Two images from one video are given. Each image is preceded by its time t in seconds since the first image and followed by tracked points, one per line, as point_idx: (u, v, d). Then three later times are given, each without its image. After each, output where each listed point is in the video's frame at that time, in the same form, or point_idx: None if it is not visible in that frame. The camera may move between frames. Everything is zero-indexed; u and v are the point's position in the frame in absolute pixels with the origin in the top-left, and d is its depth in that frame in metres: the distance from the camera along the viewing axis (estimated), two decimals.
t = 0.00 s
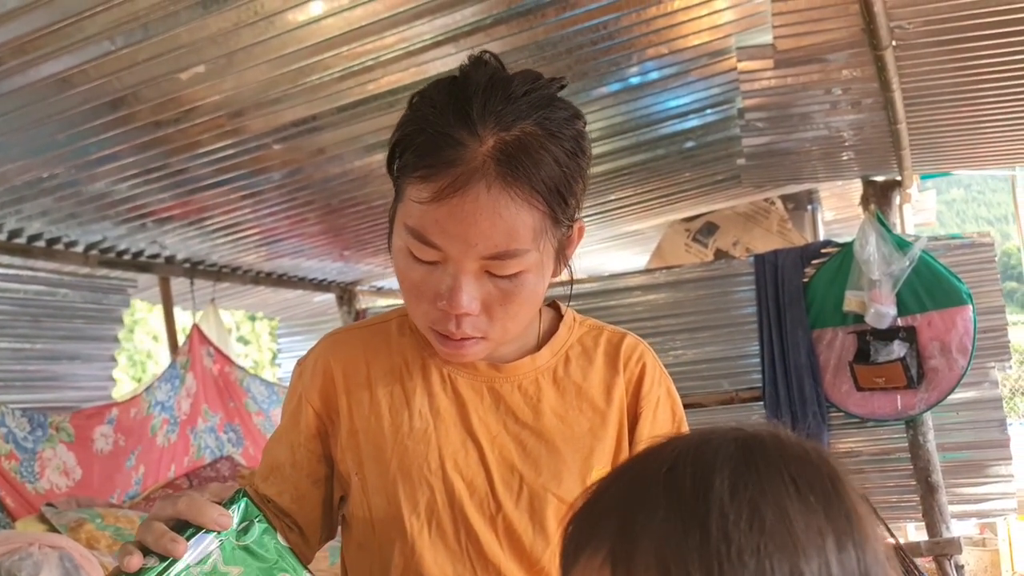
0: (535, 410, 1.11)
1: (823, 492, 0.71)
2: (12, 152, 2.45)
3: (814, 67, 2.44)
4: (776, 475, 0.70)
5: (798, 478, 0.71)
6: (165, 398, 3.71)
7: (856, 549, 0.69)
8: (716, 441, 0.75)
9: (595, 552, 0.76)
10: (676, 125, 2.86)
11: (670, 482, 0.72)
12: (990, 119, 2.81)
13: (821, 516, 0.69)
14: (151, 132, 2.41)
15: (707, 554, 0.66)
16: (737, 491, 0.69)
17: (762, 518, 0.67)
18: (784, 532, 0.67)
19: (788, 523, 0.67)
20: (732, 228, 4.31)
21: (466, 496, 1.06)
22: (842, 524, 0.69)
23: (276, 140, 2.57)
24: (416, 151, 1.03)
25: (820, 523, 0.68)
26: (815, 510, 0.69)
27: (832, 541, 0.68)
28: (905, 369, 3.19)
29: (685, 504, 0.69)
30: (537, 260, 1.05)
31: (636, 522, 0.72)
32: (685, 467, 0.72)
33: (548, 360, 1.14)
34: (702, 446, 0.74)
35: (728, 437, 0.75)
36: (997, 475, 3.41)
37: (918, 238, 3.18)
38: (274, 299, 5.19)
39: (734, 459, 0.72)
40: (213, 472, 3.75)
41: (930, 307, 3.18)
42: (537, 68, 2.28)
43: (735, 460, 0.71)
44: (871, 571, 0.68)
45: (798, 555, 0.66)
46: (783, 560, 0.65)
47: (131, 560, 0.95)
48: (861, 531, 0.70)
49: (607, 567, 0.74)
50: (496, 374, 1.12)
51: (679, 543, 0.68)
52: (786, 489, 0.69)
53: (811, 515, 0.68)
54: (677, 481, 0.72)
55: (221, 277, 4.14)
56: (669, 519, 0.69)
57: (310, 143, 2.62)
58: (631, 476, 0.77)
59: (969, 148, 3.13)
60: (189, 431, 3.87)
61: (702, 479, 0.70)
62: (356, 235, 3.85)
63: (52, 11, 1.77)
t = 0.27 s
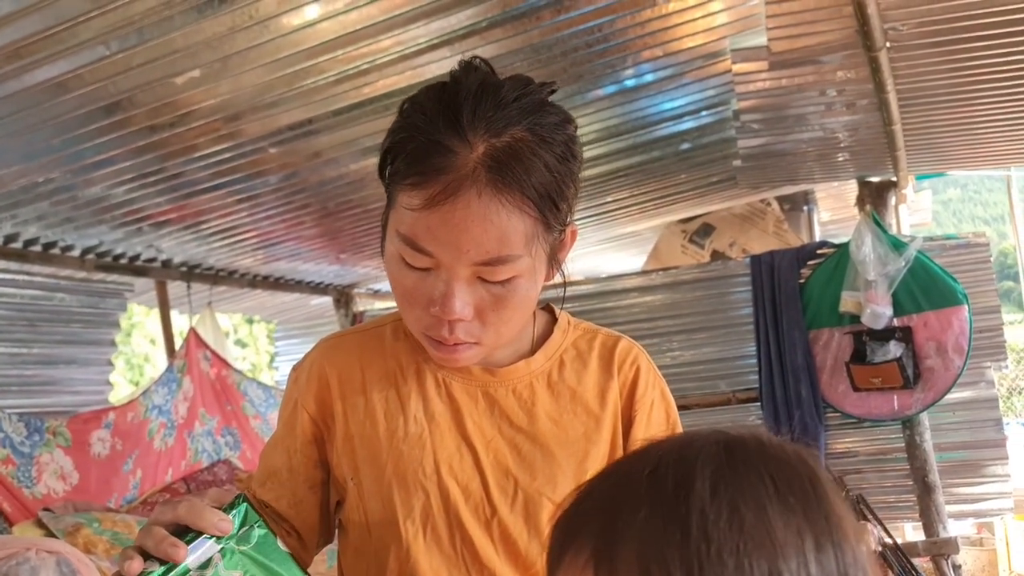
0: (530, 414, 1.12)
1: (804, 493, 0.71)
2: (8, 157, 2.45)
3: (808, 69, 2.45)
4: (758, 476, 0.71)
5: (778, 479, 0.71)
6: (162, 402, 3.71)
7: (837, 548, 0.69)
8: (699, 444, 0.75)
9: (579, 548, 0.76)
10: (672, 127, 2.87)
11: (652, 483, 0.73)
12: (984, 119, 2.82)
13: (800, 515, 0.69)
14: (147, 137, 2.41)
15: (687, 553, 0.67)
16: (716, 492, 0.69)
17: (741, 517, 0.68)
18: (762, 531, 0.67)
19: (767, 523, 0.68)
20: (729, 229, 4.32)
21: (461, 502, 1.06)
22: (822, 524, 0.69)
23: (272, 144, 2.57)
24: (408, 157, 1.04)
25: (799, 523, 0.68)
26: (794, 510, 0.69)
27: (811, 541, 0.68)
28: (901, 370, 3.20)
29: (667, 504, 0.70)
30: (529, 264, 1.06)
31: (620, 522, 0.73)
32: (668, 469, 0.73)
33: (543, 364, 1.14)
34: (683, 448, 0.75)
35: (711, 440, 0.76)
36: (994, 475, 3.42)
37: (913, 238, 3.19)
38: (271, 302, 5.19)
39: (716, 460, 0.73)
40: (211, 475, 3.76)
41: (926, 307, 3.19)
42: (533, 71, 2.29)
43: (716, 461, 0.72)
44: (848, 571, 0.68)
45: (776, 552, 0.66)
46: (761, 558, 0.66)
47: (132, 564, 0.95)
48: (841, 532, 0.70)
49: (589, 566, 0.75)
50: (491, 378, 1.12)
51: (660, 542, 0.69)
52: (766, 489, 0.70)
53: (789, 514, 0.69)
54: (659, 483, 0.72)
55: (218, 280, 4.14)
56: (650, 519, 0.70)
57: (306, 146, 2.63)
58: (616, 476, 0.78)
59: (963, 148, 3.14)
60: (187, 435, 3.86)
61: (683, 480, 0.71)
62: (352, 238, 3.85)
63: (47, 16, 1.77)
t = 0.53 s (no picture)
0: (524, 415, 1.12)
1: (806, 496, 0.72)
2: (4, 161, 2.45)
3: (802, 70, 2.46)
4: (762, 476, 0.72)
5: (782, 481, 0.72)
6: (159, 405, 3.71)
7: (835, 552, 0.70)
8: (703, 441, 0.76)
9: (580, 535, 0.76)
10: (667, 128, 2.88)
11: (656, 477, 0.73)
12: (978, 120, 2.83)
13: (802, 518, 0.70)
14: (143, 140, 2.41)
15: (689, 548, 0.67)
16: (722, 490, 0.70)
17: (745, 516, 0.68)
18: (766, 532, 0.68)
19: (770, 524, 0.68)
20: (724, 230, 4.33)
21: (456, 503, 1.07)
22: (822, 528, 0.70)
23: (268, 147, 2.57)
24: (399, 160, 1.04)
25: (801, 526, 0.69)
26: (797, 512, 0.70)
27: (812, 544, 0.69)
28: (897, 369, 3.21)
29: (671, 499, 0.70)
30: (520, 266, 1.07)
31: (619, 515, 0.73)
32: (672, 464, 0.73)
33: (537, 365, 1.15)
34: (687, 444, 0.76)
35: (717, 438, 0.76)
36: (990, 474, 3.43)
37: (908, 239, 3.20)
38: (268, 304, 5.19)
39: (721, 459, 0.73)
40: (209, 477, 3.76)
41: (921, 307, 3.19)
42: (528, 73, 2.29)
43: (721, 459, 0.73)
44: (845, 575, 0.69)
45: (778, 554, 0.67)
46: (764, 558, 0.66)
47: (131, 566, 0.95)
48: (840, 538, 0.71)
49: (589, 559, 0.74)
50: (485, 380, 1.13)
51: (663, 536, 0.69)
52: (770, 491, 0.71)
53: (792, 516, 0.70)
54: (663, 477, 0.73)
55: (214, 283, 4.14)
56: (655, 512, 0.70)
57: (302, 149, 2.63)
58: (619, 468, 0.78)
59: (957, 148, 3.15)
60: (184, 437, 3.87)
61: (688, 477, 0.71)
62: (349, 240, 3.85)
63: (43, 20, 1.78)
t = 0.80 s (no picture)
0: (519, 419, 1.13)
1: (816, 505, 0.72)
2: (3, 167, 2.46)
3: (798, 75, 2.47)
4: (775, 480, 0.72)
5: (796, 487, 0.72)
6: (157, 409, 3.71)
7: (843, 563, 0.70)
8: (720, 443, 0.76)
9: (590, 523, 0.78)
10: (664, 133, 2.89)
11: (671, 473, 0.73)
12: (974, 124, 2.85)
13: (812, 526, 0.70)
14: (142, 145, 2.42)
15: (699, 543, 0.67)
16: (734, 490, 0.70)
17: (756, 517, 0.68)
18: (776, 535, 0.68)
19: (780, 527, 0.69)
20: (722, 234, 4.35)
21: (452, 508, 1.07)
22: (830, 539, 0.71)
23: (266, 152, 2.58)
24: (390, 154, 1.06)
25: (809, 534, 0.70)
26: (807, 519, 0.70)
27: (818, 552, 0.69)
28: (894, 372, 3.22)
29: (683, 496, 0.71)
30: (510, 260, 1.06)
31: (630, 510, 0.74)
32: (686, 463, 0.74)
33: (531, 369, 1.16)
34: (703, 446, 0.76)
35: (735, 442, 0.77)
36: (987, 476, 3.44)
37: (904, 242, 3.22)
38: (266, 309, 5.20)
39: (736, 460, 0.73)
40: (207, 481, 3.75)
41: (918, 310, 3.21)
42: (525, 79, 2.30)
43: (735, 461, 0.73)
44: None
45: (787, 557, 0.67)
46: (773, 561, 0.66)
47: (145, 569, 0.95)
48: (847, 551, 0.71)
49: (596, 545, 0.76)
50: (479, 385, 1.14)
51: (673, 530, 0.69)
52: (783, 495, 0.71)
53: (802, 522, 0.70)
54: (676, 475, 0.73)
55: (213, 288, 4.15)
56: (666, 507, 0.71)
57: (301, 154, 2.64)
58: (633, 464, 0.79)
59: (954, 152, 3.16)
60: (183, 442, 3.87)
61: (701, 476, 0.72)
62: (348, 244, 3.86)
63: (42, 27, 1.79)
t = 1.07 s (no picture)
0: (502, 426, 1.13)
1: (821, 511, 0.72)
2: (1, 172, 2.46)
3: (795, 79, 2.47)
4: (779, 488, 0.72)
5: (800, 495, 0.72)
6: (156, 414, 3.71)
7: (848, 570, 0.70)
8: (724, 449, 0.76)
9: (593, 531, 0.78)
10: (661, 137, 2.90)
11: (674, 482, 0.73)
12: (970, 127, 2.85)
13: (817, 534, 0.70)
14: (140, 150, 2.42)
15: (702, 553, 0.67)
16: (739, 500, 0.70)
17: (761, 527, 0.69)
18: (780, 544, 0.68)
19: (785, 536, 0.69)
20: (719, 238, 4.35)
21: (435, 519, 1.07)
22: (836, 545, 0.71)
23: (264, 157, 2.59)
24: (365, 147, 1.08)
25: (814, 542, 0.70)
26: (812, 526, 0.70)
27: (824, 559, 0.69)
28: (891, 376, 3.21)
29: (687, 504, 0.71)
30: (483, 254, 1.06)
31: (634, 518, 0.74)
32: (690, 471, 0.74)
33: (514, 374, 1.15)
34: (707, 452, 0.76)
35: (740, 449, 0.77)
36: (985, 479, 3.44)
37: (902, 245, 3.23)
38: (264, 314, 5.20)
39: (740, 468, 0.73)
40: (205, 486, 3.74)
41: (916, 314, 3.21)
42: (522, 83, 2.31)
43: (740, 469, 0.73)
44: None
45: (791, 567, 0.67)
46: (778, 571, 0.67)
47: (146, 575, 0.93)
48: (855, 557, 0.72)
49: (599, 554, 0.76)
50: (461, 392, 1.14)
51: (678, 539, 0.69)
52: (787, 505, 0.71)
53: (808, 531, 0.70)
54: (680, 483, 0.73)
55: (211, 292, 4.15)
56: (669, 516, 0.71)
57: (298, 159, 2.65)
58: (635, 472, 0.79)
59: (950, 155, 3.17)
60: (181, 447, 3.86)
61: (705, 484, 0.72)
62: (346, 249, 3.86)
63: (39, 33, 1.79)
